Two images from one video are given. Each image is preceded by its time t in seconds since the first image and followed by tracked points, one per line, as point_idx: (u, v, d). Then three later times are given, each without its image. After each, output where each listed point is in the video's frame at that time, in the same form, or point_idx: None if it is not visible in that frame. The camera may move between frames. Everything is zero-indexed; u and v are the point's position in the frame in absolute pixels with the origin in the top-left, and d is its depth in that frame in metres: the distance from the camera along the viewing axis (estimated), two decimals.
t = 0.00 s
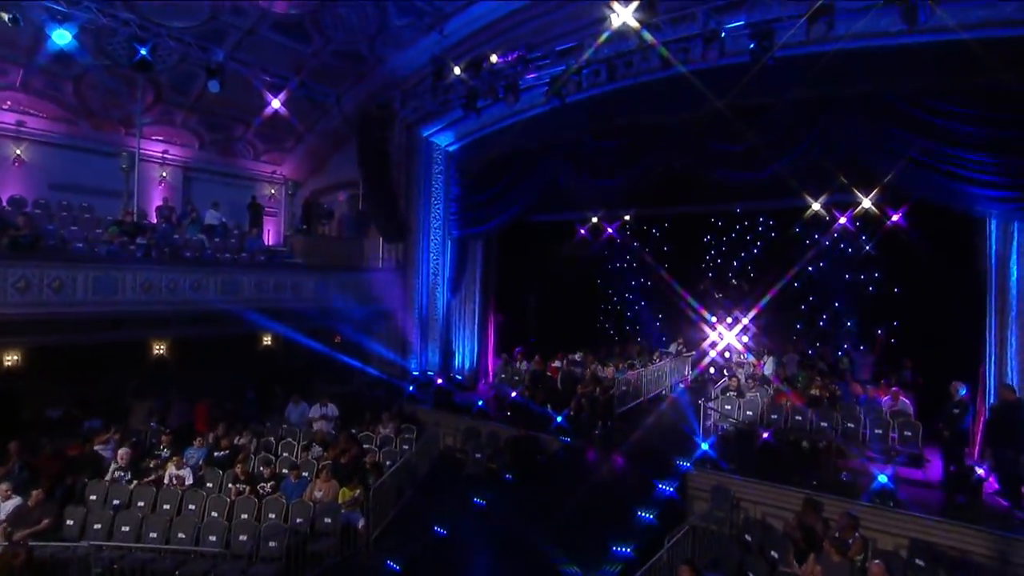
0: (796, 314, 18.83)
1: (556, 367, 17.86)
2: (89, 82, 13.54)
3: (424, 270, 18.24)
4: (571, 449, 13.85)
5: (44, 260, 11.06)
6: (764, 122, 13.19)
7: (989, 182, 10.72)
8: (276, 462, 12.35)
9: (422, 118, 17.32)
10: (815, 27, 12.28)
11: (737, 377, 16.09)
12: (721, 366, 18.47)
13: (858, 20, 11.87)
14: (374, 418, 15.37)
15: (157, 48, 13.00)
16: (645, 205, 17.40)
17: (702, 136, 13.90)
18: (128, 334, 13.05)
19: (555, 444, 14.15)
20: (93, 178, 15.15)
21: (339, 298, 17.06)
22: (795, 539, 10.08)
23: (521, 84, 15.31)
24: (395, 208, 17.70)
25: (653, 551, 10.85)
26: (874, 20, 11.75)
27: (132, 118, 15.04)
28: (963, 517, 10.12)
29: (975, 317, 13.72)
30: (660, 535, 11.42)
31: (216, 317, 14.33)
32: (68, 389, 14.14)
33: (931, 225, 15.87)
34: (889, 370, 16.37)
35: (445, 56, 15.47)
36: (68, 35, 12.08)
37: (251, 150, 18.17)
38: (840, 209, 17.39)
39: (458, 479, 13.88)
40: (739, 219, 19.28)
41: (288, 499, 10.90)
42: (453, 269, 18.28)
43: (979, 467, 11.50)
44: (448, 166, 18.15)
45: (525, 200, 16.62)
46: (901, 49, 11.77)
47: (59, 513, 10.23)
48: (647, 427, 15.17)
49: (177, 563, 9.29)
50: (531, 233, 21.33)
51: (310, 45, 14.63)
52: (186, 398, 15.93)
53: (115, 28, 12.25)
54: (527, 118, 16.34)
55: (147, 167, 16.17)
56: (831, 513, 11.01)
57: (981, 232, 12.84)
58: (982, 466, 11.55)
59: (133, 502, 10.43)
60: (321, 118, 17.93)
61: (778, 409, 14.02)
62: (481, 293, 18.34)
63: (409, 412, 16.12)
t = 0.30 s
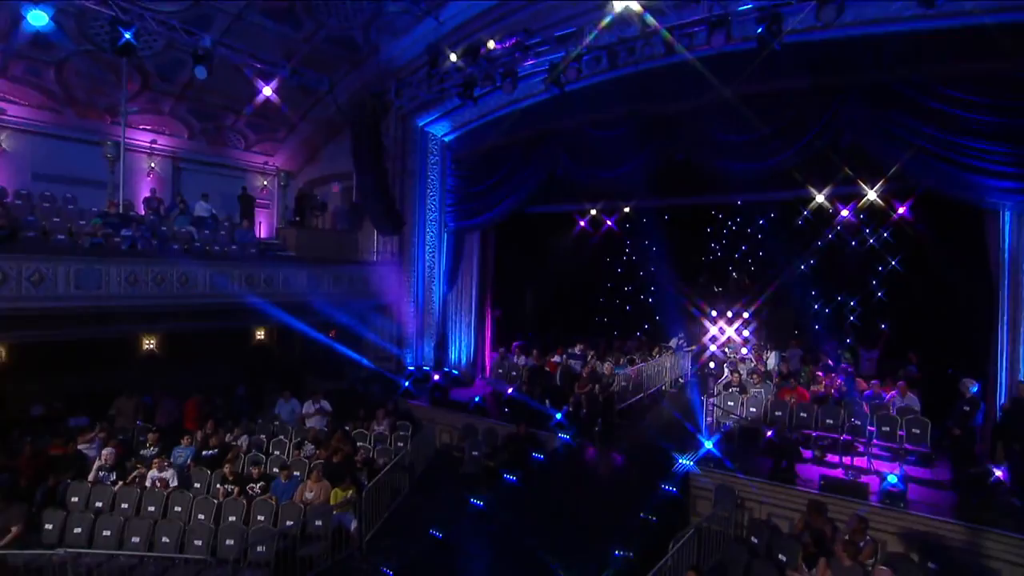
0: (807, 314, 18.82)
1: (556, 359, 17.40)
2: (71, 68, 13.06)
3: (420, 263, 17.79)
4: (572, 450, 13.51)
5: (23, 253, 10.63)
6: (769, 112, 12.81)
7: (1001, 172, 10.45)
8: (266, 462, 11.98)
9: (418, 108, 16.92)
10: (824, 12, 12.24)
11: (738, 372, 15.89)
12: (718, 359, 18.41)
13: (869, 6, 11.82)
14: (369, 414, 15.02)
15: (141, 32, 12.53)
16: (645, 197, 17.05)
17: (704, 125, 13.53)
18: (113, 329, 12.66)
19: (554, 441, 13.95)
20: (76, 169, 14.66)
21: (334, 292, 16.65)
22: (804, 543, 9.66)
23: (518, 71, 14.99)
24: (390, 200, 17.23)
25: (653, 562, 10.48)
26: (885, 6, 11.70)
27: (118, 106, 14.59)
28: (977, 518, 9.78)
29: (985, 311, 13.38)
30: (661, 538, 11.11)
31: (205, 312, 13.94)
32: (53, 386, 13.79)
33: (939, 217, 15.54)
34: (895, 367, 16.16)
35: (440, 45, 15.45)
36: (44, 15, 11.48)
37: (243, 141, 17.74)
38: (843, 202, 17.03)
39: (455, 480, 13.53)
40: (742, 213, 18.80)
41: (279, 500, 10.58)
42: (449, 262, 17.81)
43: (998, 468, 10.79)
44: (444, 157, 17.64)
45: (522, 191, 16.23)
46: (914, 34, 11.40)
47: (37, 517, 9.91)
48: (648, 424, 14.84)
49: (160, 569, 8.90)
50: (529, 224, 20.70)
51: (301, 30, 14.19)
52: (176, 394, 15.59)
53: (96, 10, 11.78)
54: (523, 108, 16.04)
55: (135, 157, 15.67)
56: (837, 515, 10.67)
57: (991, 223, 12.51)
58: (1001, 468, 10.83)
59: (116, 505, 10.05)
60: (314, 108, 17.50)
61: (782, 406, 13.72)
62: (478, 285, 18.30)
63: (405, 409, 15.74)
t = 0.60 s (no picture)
0: (804, 309, 18.05)
1: (553, 358, 17.15)
2: (53, 56, 12.63)
3: (415, 257, 17.42)
4: (573, 452, 13.13)
5: None
6: (775, 101, 12.40)
7: (1016, 164, 10.13)
8: (254, 463, 11.69)
9: (412, 97, 16.50)
10: None
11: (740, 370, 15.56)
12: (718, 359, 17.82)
13: None
14: (362, 412, 14.61)
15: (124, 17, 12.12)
16: (644, 189, 16.67)
17: (708, 115, 13.13)
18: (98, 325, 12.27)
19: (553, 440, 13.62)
20: (60, 161, 14.21)
21: (326, 286, 16.13)
22: (814, 547, 9.46)
23: (516, 60, 14.85)
24: (384, 192, 16.85)
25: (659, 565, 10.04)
26: None
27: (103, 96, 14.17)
28: (990, 522, 9.46)
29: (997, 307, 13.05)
30: (667, 540, 10.74)
31: (192, 307, 13.54)
32: (38, 383, 13.42)
33: (946, 210, 15.20)
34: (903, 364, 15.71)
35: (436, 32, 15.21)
36: None
37: (233, 132, 17.27)
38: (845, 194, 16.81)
39: (451, 480, 13.13)
40: (741, 205, 18.54)
41: (266, 504, 10.41)
42: (445, 255, 17.46)
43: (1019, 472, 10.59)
44: (439, 148, 17.27)
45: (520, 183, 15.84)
46: (926, 20, 11.00)
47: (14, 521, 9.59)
48: (649, 424, 14.42)
49: None
50: (524, 216, 20.42)
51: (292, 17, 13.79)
52: (165, 392, 15.21)
53: None
54: (519, 99, 15.70)
55: (122, 148, 15.09)
56: (847, 518, 10.35)
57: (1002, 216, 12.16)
58: None
59: (97, 509, 9.71)
60: (306, 98, 17.06)
61: (787, 404, 13.33)
62: (474, 280, 17.67)
63: (399, 406, 15.34)
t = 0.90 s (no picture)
0: (805, 306, 17.43)
1: (551, 352, 16.77)
2: (32, 41, 12.20)
3: (409, 251, 17.03)
4: (572, 454, 12.75)
5: None
6: (782, 89, 11.98)
7: None
8: (241, 464, 11.38)
9: (405, 87, 16.04)
10: None
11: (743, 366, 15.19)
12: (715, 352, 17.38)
13: None
14: (355, 410, 14.21)
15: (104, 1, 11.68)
16: (644, 181, 16.26)
17: (712, 104, 12.70)
18: (79, 321, 11.85)
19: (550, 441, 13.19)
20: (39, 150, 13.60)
21: (323, 280, 15.69)
22: (824, 552, 9.20)
23: (512, 47, 14.55)
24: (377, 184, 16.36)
25: (663, 569, 9.64)
26: None
27: (85, 84, 13.71)
28: (1005, 525, 9.10)
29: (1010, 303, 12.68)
30: (668, 545, 10.39)
31: (179, 302, 13.13)
32: (20, 382, 13.00)
33: (954, 202, 14.81)
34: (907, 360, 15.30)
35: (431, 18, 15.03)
36: None
37: (223, 123, 16.64)
38: (846, 186, 16.26)
39: (445, 482, 12.74)
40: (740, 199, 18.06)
41: (253, 507, 10.14)
42: (439, 249, 16.99)
43: None
44: (434, 140, 16.84)
45: (515, 175, 15.41)
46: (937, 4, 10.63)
47: None
48: (651, 424, 13.98)
49: None
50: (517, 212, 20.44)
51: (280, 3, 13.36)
52: (153, 389, 14.81)
53: None
54: (515, 88, 15.38)
55: (105, 139, 14.43)
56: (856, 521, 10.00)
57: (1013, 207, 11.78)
58: None
59: (74, 513, 9.34)
60: (298, 88, 16.64)
61: (790, 402, 13.03)
62: (471, 275, 17.33)
63: (393, 404, 14.93)
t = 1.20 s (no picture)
0: (808, 299, 17.04)
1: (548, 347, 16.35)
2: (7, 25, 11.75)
3: (402, 243, 16.68)
4: (571, 452, 12.38)
5: None
6: (790, 75, 11.58)
7: None
8: (227, 463, 11.06)
9: (399, 74, 15.77)
10: None
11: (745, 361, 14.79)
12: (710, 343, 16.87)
13: None
14: (346, 406, 13.79)
15: None
16: (643, 172, 15.84)
17: (713, 90, 12.30)
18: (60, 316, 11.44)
19: (548, 437, 12.88)
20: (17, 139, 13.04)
21: (312, 274, 15.19)
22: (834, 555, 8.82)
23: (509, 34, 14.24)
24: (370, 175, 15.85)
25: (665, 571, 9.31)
26: None
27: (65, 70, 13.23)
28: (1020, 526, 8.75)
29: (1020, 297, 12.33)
30: (668, 546, 10.01)
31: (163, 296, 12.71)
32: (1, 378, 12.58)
33: (960, 193, 14.46)
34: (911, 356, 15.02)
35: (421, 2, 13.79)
36: None
37: (210, 111, 15.95)
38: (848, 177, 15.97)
39: (438, 482, 12.34)
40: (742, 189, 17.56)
41: (238, 509, 9.81)
42: (433, 244, 16.73)
43: None
44: (428, 128, 16.46)
45: (510, 165, 15.01)
46: None
47: None
48: (652, 421, 13.58)
49: None
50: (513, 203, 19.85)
51: None
52: (138, 385, 14.36)
53: None
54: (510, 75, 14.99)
55: (89, 128, 13.90)
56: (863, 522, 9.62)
57: None
58: None
59: (49, 517, 9.06)
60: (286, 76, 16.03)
61: (794, 397, 12.81)
62: (466, 267, 17.02)
63: (385, 400, 14.50)
